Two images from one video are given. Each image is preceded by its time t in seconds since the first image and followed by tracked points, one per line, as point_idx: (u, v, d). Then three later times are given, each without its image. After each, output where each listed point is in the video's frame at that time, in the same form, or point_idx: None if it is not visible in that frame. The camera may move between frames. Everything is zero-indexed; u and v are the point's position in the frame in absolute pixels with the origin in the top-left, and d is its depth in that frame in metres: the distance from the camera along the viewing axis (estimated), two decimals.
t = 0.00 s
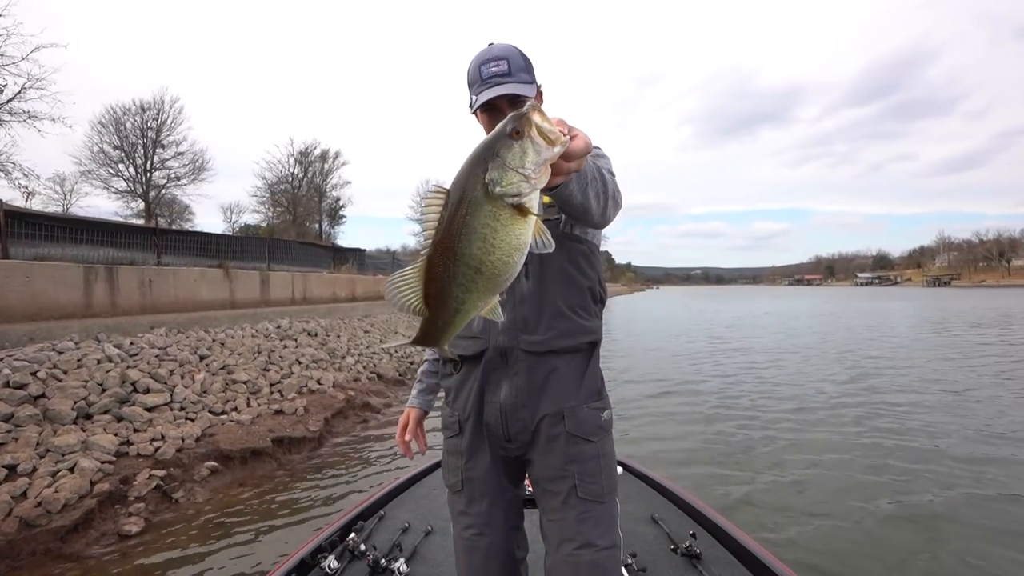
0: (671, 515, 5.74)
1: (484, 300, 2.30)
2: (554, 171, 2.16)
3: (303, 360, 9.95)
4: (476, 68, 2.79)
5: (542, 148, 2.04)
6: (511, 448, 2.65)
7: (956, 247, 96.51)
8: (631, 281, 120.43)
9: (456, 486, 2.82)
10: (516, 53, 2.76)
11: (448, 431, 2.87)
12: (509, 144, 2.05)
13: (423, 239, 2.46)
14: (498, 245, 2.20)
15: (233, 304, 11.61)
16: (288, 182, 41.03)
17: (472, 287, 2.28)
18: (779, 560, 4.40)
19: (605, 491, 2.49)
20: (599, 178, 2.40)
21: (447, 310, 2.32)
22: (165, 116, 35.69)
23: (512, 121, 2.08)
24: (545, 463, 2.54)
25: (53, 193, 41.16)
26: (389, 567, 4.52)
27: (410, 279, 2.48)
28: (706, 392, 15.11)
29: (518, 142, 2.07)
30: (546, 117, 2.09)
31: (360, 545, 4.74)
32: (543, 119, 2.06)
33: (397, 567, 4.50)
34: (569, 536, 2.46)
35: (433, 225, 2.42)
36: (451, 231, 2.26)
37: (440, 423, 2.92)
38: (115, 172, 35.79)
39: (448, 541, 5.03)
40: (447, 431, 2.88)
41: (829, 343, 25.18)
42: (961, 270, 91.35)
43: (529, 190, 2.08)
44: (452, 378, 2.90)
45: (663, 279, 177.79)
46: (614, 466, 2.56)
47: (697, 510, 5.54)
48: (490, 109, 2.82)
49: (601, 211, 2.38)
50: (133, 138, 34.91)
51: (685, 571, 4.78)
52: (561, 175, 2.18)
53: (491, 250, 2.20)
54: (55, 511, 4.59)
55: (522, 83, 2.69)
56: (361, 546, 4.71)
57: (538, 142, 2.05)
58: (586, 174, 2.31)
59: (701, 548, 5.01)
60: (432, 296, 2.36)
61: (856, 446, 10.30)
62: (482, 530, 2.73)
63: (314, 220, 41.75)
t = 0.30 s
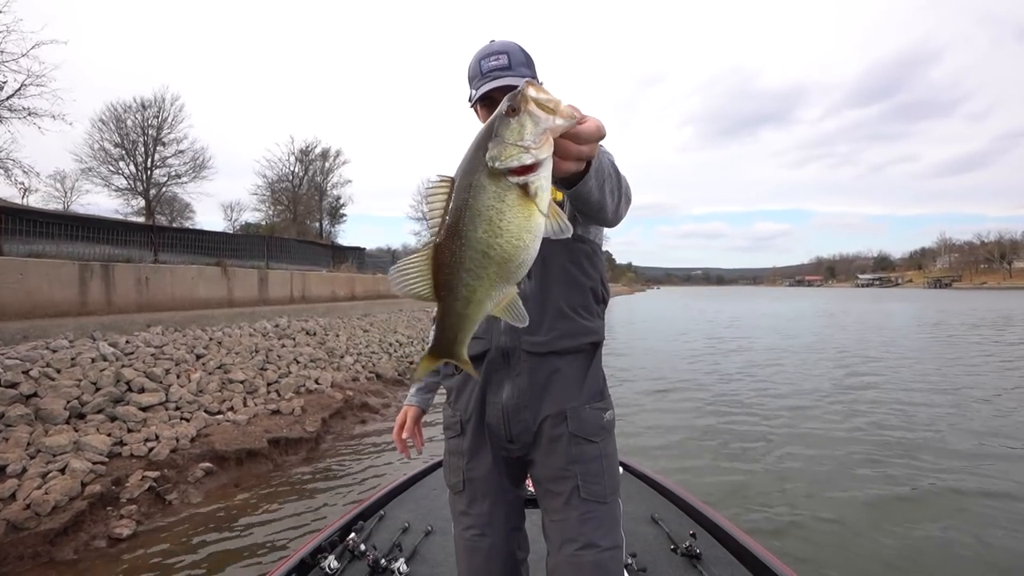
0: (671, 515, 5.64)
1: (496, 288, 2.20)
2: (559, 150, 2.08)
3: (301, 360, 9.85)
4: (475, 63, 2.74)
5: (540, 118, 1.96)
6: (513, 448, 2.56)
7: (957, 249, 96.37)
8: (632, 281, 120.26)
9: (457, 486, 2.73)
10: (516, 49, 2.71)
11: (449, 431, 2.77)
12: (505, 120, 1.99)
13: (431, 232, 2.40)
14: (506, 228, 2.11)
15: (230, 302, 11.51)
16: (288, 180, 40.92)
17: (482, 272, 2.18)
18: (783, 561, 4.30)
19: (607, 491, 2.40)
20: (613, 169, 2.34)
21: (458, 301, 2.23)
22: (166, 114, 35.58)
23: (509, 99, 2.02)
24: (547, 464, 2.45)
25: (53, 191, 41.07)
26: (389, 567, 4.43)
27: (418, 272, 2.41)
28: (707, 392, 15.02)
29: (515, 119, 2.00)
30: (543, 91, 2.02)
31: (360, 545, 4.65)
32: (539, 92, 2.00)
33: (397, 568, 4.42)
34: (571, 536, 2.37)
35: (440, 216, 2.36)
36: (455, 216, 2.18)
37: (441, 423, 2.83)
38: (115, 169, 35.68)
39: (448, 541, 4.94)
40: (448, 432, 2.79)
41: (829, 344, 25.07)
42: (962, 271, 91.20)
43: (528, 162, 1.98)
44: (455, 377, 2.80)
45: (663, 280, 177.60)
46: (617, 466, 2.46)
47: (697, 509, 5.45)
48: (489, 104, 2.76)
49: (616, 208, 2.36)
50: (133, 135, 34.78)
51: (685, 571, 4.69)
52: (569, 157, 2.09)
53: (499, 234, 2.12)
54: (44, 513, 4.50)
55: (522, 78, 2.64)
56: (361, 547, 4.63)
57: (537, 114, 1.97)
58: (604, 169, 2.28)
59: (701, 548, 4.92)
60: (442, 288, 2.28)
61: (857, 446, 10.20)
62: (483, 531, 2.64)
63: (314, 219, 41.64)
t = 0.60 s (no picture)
0: (671, 515, 5.55)
1: (503, 276, 2.17)
2: (559, 127, 2.05)
3: (299, 361, 9.76)
4: (471, 61, 2.78)
5: (529, 96, 1.94)
6: (510, 450, 2.47)
7: (959, 249, 96.15)
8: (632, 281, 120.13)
9: (455, 487, 2.64)
10: (512, 46, 2.76)
11: (446, 432, 2.69)
12: (497, 105, 2.00)
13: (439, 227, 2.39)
14: (508, 211, 2.09)
15: (228, 303, 11.42)
16: (288, 180, 40.84)
17: (491, 258, 2.15)
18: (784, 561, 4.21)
19: (605, 493, 2.32)
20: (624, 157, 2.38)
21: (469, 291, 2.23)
22: (166, 114, 35.52)
23: (500, 83, 2.03)
24: (544, 466, 2.36)
25: (53, 191, 41.02)
26: (389, 567, 4.37)
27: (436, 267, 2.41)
28: (708, 391, 14.92)
29: (505, 102, 2.00)
30: (532, 69, 2.01)
31: (360, 545, 4.59)
32: (528, 71, 1.99)
33: (398, 568, 4.36)
34: (569, 538, 2.29)
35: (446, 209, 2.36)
36: (456, 208, 2.18)
37: (439, 424, 2.75)
38: (115, 170, 35.63)
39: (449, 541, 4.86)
40: (446, 433, 2.70)
41: (831, 344, 24.96)
42: (963, 271, 90.97)
43: (520, 141, 1.96)
44: (452, 378, 2.71)
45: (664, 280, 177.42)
46: (615, 467, 2.38)
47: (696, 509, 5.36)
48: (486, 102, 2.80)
49: (625, 200, 2.40)
50: (133, 135, 34.73)
51: (685, 571, 4.60)
52: (573, 135, 2.07)
53: (499, 219, 2.10)
54: (33, 519, 4.41)
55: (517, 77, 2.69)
56: (361, 547, 4.56)
57: (527, 92, 1.95)
58: (615, 159, 2.31)
59: (702, 548, 4.83)
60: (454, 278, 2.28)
61: (860, 445, 10.11)
62: (482, 532, 2.56)
63: (314, 219, 41.53)
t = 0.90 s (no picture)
0: (671, 515, 5.46)
1: (493, 278, 2.10)
2: (551, 131, 1.99)
3: (297, 362, 9.67)
4: (464, 58, 2.76)
5: (518, 100, 1.88)
6: (506, 451, 2.42)
7: (960, 248, 95.93)
8: (633, 281, 120.00)
9: (451, 490, 2.59)
10: (506, 44, 2.73)
11: (441, 433, 2.63)
12: (487, 109, 1.96)
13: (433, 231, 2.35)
14: (497, 213, 2.03)
15: (225, 304, 11.33)
16: (288, 181, 40.77)
17: (479, 261, 2.09)
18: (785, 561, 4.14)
19: (602, 494, 2.28)
20: (620, 160, 2.31)
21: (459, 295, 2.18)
22: (166, 116, 35.45)
23: (491, 88, 1.99)
24: (540, 467, 2.32)
25: (53, 193, 40.95)
26: (389, 567, 4.34)
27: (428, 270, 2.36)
28: (709, 391, 14.83)
29: (495, 106, 1.96)
30: (524, 73, 1.95)
31: (360, 544, 4.56)
32: (518, 74, 1.93)
33: (397, 567, 4.32)
34: (565, 539, 2.24)
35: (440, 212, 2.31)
36: (446, 210, 2.13)
37: (434, 426, 2.69)
38: (115, 171, 35.56)
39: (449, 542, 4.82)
40: (441, 435, 2.64)
41: (832, 343, 24.84)
42: (965, 270, 90.75)
43: (509, 147, 1.91)
44: (446, 380, 2.64)
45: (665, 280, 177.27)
46: (612, 467, 2.34)
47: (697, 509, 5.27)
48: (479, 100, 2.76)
49: (622, 202, 2.34)
50: (133, 136, 34.64)
51: (685, 572, 4.52)
52: (566, 138, 1.99)
53: (487, 222, 2.04)
54: (22, 526, 4.32)
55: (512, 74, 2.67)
56: (361, 547, 4.54)
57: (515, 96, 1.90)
58: (612, 161, 2.26)
59: (702, 548, 4.74)
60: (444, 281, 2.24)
61: (862, 444, 10.01)
62: (478, 534, 2.50)
63: (314, 220, 41.42)
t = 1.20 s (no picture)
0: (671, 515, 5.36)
1: (499, 284, 2.07)
2: (555, 135, 1.96)
3: (295, 364, 9.59)
4: (462, 58, 2.73)
5: (522, 106, 1.85)
6: (503, 451, 2.39)
7: (961, 248, 95.78)
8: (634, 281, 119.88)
9: (448, 491, 2.54)
10: (504, 44, 2.72)
11: (438, 434, 2.58)
12: (490, 115, 1.92)
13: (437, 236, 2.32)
14: (503, 220, 1.99)
15: (223, 304, 11.25)
16: (288, 181, 40.72)
17: (486, 268, 2.06)
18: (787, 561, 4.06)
19: (601, 494, 2.24)
20: (617, 158, 2.21)
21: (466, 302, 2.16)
22: (166, 116, 35.40)
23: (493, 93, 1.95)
24: (538, 468, 2.28)
25: (53, 193, 40.92)
26: (389, 567, 4.30)
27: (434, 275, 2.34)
28: (710, 390, 14.75)
29: (498, 111, 1.92)
30: (527, 78, 1.92)
31: (360, 544, 4.54)
32: (522, 80, 1.90)
33: (398, 567, 4.29)
34: (563, 540, 2.20)
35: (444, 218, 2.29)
36: (451, 216, 2.10)
37: (432, 427, 2.64)
38: (115, 172, 35.52)
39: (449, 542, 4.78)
40: (438, 435, 2.59)
41: (833, 343, 24.76)
42: (966, 270, 90.59)
43: (514, 155, 1.88)
44: (443, 380, 2.60)
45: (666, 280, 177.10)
46: (611, 467, 2.30)
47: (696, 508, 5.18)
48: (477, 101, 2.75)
49: (620, 201, 2.25)
50: (133, 137, 34.60)
51: (685, 572, 4.44)
52: (570, 142, 1.95)
53: (493, 228, 2.01)
54: (10, 532, 4.23)
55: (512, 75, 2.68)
56: (361, 546, 4.53)
57: (519, 102, 1.87)
58: (609, 160, 2.16)
59: (702, 548, 4.65)
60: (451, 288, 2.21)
61: (864, 443, 9.93)
62: (476, 535, 2.46)
63: (314, 220, 41.36)
